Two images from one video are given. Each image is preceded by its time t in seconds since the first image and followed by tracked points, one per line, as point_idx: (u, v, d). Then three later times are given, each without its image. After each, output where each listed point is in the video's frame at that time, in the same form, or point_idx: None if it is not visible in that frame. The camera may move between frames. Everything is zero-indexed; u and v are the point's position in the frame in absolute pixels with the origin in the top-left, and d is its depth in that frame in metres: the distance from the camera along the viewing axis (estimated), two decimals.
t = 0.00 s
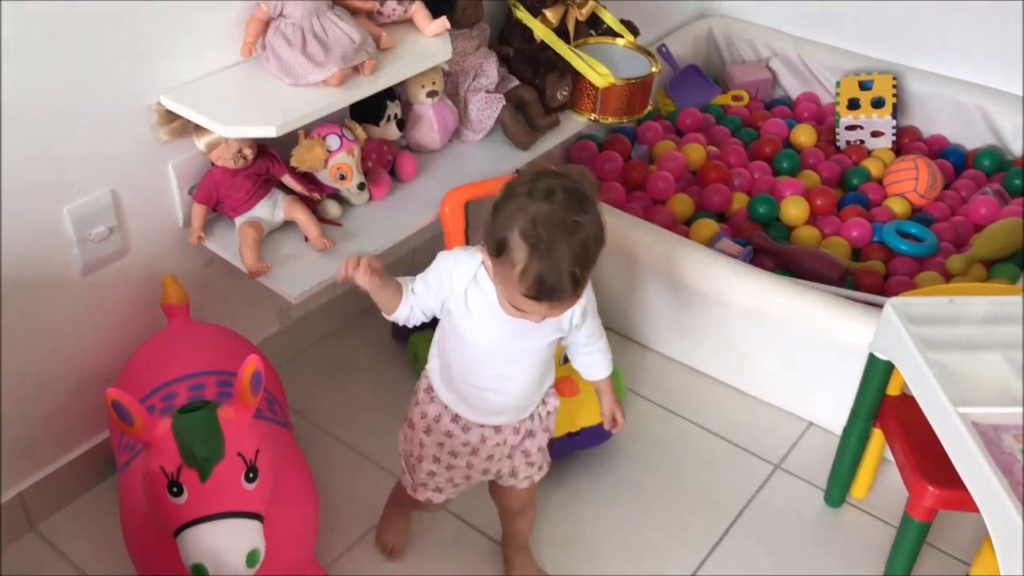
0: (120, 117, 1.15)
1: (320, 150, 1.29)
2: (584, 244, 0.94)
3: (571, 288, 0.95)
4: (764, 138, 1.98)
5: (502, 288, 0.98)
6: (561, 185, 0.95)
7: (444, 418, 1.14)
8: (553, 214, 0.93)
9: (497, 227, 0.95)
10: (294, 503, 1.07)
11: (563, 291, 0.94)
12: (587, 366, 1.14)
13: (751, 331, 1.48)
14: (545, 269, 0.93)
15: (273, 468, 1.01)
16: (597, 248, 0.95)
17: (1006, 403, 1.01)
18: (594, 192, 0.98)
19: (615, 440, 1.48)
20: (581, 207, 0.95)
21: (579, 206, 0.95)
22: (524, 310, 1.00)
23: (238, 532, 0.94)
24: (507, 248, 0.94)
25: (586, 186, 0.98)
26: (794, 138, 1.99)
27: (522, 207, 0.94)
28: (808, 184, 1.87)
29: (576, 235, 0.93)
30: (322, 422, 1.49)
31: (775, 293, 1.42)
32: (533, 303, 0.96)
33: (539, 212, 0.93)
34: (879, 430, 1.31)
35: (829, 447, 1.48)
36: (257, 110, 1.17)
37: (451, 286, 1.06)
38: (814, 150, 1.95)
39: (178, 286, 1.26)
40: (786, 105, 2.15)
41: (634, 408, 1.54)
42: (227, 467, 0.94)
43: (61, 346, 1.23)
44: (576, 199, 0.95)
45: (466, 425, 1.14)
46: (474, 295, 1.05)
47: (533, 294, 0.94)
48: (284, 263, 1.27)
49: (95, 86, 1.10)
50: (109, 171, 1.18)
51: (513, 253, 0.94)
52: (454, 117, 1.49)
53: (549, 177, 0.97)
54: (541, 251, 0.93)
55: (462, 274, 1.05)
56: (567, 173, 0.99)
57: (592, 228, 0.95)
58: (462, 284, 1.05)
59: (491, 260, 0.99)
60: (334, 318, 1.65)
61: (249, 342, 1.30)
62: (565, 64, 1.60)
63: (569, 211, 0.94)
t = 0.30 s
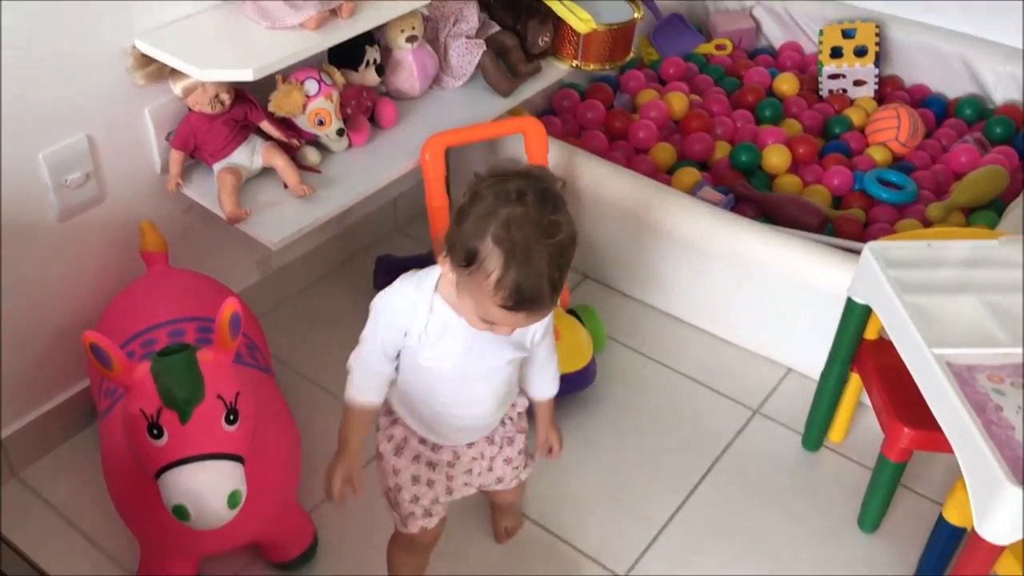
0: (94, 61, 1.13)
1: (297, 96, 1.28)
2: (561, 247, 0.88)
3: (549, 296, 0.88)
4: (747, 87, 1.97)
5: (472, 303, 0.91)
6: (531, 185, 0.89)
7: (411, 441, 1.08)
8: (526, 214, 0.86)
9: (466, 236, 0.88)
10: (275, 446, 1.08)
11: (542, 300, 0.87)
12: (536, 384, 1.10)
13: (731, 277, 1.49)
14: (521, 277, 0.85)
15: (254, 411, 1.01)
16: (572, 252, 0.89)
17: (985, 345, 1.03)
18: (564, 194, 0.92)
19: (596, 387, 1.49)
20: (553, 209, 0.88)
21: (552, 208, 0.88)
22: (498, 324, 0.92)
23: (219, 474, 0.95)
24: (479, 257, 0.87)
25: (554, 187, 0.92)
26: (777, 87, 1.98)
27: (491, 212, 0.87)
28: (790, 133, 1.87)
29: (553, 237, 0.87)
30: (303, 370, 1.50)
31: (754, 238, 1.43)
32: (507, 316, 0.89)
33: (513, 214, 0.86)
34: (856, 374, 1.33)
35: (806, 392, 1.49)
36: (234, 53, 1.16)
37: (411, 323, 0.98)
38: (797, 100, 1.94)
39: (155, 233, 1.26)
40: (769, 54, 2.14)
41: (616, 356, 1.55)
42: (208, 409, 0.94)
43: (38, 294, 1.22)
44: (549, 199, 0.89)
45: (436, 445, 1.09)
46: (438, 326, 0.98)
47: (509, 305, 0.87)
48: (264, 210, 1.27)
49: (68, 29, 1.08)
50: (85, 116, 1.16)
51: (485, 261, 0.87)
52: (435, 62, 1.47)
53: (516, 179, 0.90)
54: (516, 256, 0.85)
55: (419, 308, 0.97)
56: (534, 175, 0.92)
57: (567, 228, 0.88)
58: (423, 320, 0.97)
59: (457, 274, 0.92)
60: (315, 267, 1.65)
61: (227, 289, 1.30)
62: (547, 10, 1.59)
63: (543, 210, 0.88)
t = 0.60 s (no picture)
0: None
1: (268, 18, 1.27)
2: (535, 327, 0.84)
3: (525, 376, 0.85)
4: (727, 15, 1.96)
5: (447, 379, 0.88)
6: (504, 264, 0.84)
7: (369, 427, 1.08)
8: (499, 298, 0.83)
9: (439, 317, 0.85)
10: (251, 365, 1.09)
11: (516, 382, 0.85)
12: (500, 463, 1.04)
13: (708, 203, 1.49)
14: (496, 363, 0.83)
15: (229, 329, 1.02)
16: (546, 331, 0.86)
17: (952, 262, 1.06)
18: (539, 270, 0.87)
19: (573, 314, 1.50)
20: (526, 286, 0.84)
21: (527, 288, 0.84)
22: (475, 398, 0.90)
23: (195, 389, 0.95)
24: (452, 339, 0.84)
25: (530, 262, 0.88)
26: (757, 16, 1.97)
27: (463, 294, 0.83)
28: (770, 62, 1.86)
29: (527, 319, 0.83)
30: (280, 297, 1.50)
31: (730, 162, 1.43)
32: (484, 394, 0.87)
33: (484, 298, 0.82)
34: (830, 295, 1.34)
35: (781, 316, 1.51)
36: None
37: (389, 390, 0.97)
38: (777, 28, 1.93)
39: (128, 157, 1.24)
40: None
41: (593, 282, 1.56)
42: (181, 325, 0.95)
43: (9, 217, 1.21)
44: (523, 278, 0.85)
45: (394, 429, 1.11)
46: (419, 385, 0.97)
47: (483, 387, 0.85)
48: (238, 134, 1.26)
49: None
50: (51, 36, 1.14)
51: (459, 344, 0.84)
52: None
53: (488, 256, 0.86)
54: (490, 341, 0.82)
55: (397, 371, 0.96)
56: (508, 249, 0.88)
57: (541, 307, 0.85)
58: (402, 384, 0.96)
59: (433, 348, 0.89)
60: (291, 196, 1.64)
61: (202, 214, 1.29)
62: None
63: (516, 292, 0.83)
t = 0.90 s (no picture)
0: None
1: None
2: (521, 339, 0.86)
3: (510, 382, 0.87)
4: None
5: (435, 382, 0.89)
6: (494, 276, 0.86)
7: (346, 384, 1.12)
8: (490, 310, 0.84)
9: (431, 324, 0.86)
10: (228, 297, 1.10)
11: (500, 388, 0.87)
12: (489, 455, 1.02)
13: (682, 139, 1.50)
14: (487, 367, 0.84)
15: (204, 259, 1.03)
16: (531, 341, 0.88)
17: (913, 185, 1.08)
18: (524, 286, 0.89)
19: (549, 251, 1.52)
20: (515, 300, 0.86)
21: (516, 299, 0.86)
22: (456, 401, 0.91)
23: (171, 317, 0.97)
24: (443, 345, 0.85)
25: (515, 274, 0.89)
26: None
27: (456, 304, 0.84)
28: None
29: (516, 331, 0.85)
30: (257, 238, 1.51)
31: (703, 97, 1.44)
32: (469, 397, 0.88)
33: (476, 309, 0.84)
34: (801, 227, 1.36)
35: (754, 250, 1.53)
36: None
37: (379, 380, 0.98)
38: None
39: (100, 95, 1.23)
40: None
41: (569, 220, 1.57)
42: (156, 254, 0.96)
43: None
44: (512, 293, 0.86)
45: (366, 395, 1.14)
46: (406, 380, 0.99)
47: (471, 390, 0.86)
48: (208, 70, 1.26)
49: None
50: None
51: (452, 350, 0.85)
52: None
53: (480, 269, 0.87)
54: (481, 349, 0.84)
55: (392, 366, 0.98)
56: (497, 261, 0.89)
57: (526, 321, 0.86)
58: (394, 376, 0.98)
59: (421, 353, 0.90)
60: (267, 138, 1.64)
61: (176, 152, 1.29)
62: None
63: (506, 307, 0.85)
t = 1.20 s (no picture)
0: None
1: None
2: (497, 166, 0.91)
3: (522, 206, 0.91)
4: None
5: (469, 265, 0.92)
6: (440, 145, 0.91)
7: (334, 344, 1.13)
8: (460, 159, 0.89)
9: (431, 215, 0.89)
10: (217, 293, 1.14)
11: (519, 215, 0.91)
12: (486, 335, 1.10)
13: (659, 134, 1.54)
14: (492, 201, 0.88)
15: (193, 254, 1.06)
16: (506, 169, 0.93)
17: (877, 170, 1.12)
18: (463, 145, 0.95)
19: (532, 246, 1.55)
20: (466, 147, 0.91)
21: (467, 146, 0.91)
22: (499, 274, 0.94)
23: (163, 309, 1.00)
24: (454, 220, 0.88)
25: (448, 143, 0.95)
26: None
27: (434, 181, 0.89)
28: None
29: (487, 161, 0.90)
30: (247, 238, 1.54)
31: (678, 92, 1.48)
32: (506, 248, 0.91)
33: (451, 168, 0.88)
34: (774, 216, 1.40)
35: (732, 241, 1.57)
36: None
37: (398, 316, 1.01)
38: None
39: (91, 100, 1.26)
40: None
41: (552, 215, 1.61)
42: (148, 249, 1.00)
43: None
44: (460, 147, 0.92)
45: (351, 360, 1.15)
46: (421, 312, 1.02)
47: (501, 235, 0.89)
48: (195, 74, 1.29)
49: None
50: None
51: (462, 213, 0.88)
52: None
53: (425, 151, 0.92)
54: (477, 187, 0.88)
55: (406, 297, 1.00)
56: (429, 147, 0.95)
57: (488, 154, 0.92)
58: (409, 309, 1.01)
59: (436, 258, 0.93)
60: (255, 142, 1.67)
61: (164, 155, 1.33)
62: None
63: (466, 149, 0.90)
